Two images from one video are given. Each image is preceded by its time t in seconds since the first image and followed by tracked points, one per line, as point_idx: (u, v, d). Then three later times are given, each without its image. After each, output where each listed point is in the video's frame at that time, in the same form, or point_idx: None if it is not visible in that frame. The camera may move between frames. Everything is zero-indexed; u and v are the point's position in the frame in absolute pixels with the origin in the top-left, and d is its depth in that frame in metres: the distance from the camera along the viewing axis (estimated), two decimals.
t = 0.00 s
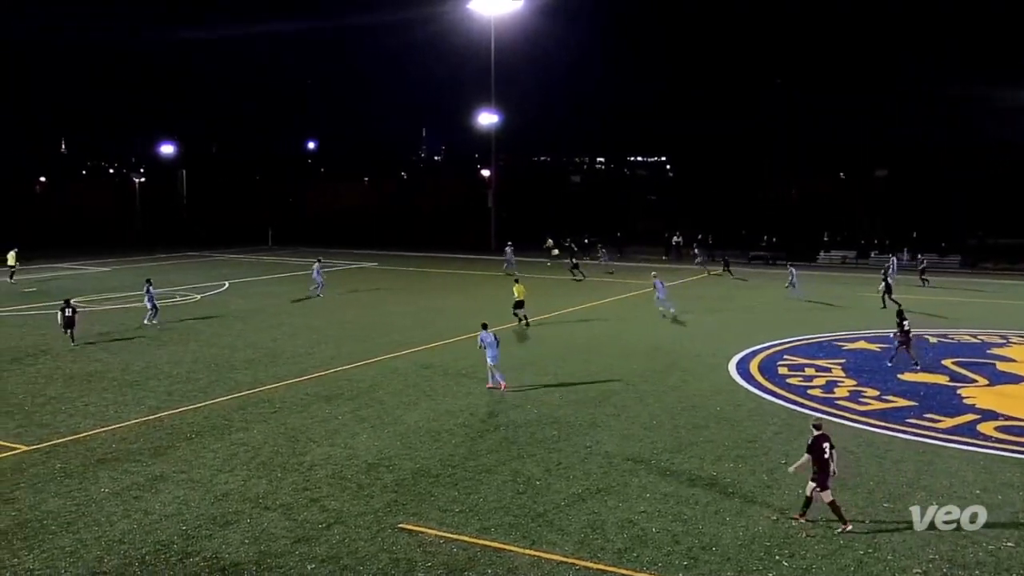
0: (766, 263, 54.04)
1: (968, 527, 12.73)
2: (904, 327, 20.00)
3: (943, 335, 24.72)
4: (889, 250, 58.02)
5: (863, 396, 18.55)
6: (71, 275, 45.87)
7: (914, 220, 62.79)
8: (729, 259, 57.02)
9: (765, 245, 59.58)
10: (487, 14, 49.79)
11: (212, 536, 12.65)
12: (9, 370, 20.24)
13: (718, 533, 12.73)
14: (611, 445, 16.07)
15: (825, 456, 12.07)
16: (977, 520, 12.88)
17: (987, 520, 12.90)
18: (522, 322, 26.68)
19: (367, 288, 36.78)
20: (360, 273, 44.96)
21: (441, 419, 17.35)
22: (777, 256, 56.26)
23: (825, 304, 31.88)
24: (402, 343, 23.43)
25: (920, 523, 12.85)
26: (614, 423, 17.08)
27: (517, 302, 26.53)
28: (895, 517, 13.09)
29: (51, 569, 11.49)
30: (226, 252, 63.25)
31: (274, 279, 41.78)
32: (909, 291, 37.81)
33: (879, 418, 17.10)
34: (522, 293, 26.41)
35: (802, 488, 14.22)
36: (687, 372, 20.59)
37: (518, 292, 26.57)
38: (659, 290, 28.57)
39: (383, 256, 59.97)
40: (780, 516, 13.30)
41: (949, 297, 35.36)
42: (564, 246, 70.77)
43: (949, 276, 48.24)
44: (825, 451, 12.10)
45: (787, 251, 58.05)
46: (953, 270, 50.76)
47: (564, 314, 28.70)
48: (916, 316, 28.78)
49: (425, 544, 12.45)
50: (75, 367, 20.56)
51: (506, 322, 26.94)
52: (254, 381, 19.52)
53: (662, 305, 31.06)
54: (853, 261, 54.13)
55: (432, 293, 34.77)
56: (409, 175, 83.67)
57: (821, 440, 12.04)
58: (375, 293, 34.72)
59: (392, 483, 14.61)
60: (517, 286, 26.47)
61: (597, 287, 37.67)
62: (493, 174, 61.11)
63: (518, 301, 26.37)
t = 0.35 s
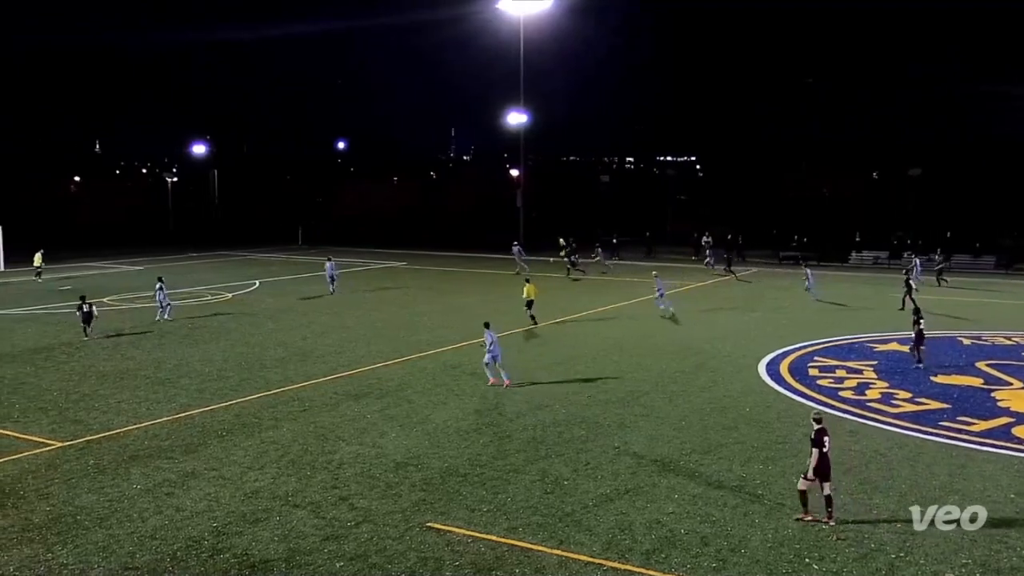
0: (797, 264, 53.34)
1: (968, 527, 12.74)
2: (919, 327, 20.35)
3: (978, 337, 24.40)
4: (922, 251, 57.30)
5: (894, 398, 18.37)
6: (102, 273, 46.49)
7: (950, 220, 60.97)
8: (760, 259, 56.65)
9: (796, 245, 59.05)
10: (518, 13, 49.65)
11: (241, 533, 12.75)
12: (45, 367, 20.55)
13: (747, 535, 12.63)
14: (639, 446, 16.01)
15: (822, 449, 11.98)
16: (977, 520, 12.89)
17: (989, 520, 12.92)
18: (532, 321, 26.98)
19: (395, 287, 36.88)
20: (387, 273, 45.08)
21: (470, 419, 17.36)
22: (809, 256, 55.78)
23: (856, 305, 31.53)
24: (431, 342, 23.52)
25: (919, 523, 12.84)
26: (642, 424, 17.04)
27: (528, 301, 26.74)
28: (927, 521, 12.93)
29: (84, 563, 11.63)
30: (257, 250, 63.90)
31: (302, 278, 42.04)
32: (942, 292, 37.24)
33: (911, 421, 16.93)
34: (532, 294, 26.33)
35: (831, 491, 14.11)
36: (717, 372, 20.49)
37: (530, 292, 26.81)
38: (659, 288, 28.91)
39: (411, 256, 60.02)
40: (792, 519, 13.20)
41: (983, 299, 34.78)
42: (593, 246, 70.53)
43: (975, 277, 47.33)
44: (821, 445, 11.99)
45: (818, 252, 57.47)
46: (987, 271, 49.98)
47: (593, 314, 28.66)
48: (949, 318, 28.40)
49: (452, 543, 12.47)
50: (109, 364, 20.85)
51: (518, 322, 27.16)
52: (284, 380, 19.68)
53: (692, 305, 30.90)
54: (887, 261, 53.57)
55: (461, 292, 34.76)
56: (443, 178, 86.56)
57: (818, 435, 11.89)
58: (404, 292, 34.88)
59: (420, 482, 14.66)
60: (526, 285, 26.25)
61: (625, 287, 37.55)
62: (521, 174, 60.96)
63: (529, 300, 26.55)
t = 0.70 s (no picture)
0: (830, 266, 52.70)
1: (968, 526, 12.79)
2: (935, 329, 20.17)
3: (1016, 341, 24.01)
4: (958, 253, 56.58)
5: (930, 402, 18.16)
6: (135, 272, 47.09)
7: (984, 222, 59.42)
8: (793, 261, 56.37)
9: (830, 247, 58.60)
10: (548, 13, 49.67)
11: (273, 531, 12.84)
12: (82, 365, 20.86)
13: (779, 539, 12.52)
14: (670, 448, 15.94)
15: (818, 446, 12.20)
16: (977, 520, 12.94)
17: (987, 518, 13.00)
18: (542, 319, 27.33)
19: (424, 288, 36.99)
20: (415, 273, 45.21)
21: (501, 420, 17.38)
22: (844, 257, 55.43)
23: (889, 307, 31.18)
24: (462, 343, 23.58)
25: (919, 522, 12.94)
26: (673, 426, 16.98)
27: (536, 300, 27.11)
28: (962, 527, 12.76)
29: (119, 559, 11.78)
30: (285, 251, 64.28)
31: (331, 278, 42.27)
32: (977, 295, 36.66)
33: (947, 425, 16.71)
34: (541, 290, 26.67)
35: (863, 495, 13.99)
36: (749, 375, 20.36)
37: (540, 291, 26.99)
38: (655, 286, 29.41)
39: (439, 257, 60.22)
40: (793, 517, 13.28)
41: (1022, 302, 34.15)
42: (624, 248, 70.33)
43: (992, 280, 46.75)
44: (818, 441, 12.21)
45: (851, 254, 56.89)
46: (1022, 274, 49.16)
47: (624, 315, 28.60)
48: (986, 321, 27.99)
49: (482, 544, 12.48)
50: (145, 363, 21.11)
51: (528, 321, 27.34)
52: (316, 379, 19.82)
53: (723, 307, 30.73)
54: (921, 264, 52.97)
55: (490, 294, 34.76)
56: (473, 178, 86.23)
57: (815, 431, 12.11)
58: (432, 292, 34.97)
59: (450, 482, 14.68)
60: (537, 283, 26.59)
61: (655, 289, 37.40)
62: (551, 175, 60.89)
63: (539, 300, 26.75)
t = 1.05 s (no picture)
0: (860, 267, 52.34)
1: (967, 526, 12.85)
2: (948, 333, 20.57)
3: None
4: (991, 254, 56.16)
5: (962, 405, 17.98)
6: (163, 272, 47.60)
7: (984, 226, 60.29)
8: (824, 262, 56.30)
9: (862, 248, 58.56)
10: (574, 13, 49.59)
11: (302, 530, 12.92)
12: (115, 364, 21.11)
13: (808, 542, 12.42)
14: (697, 451, 15.89)
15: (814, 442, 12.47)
16: (976, 519, 13.01)
17: (986, 517, 13.08)
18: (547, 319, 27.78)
19: (451, 289, 37.07)
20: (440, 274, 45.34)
21: (529, 420, 17.39)
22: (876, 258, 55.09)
23: (920, 310, 30.92)
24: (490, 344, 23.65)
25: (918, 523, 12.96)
26: (701, 428, 16.93)
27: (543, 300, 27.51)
28: (995, 532, 12.57)
29: (150, 556, 11.89)
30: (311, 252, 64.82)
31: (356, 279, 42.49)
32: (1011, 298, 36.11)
33: (980, 429, 16.51)
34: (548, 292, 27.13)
35: (895, 498, 13.84)
36: (779, 377, 20.26)
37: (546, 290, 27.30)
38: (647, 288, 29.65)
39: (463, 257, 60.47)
40: (820, 521, 13.13)
41: None
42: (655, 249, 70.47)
43: (1005, 280, 46.66)
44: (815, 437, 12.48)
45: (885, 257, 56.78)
46: None
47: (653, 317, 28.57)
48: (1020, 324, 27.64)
49: (509, 544, 12.49)
50: (176, 362, 21.33)
51: (532, 321, 27.63)
52: (344, 379, 19.93)
53: (752, 309, 30.59)
54: (955, 264, 52.50)
55: (519, 294, 34.74)
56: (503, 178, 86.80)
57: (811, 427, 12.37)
58: (457, 293, 35.04)
59: (477, 483, 14.71)
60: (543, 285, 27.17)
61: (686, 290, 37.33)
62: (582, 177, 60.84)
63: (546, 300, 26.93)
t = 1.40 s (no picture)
0: (897, 268, 52.00)
1: (968, 526, 12.91)
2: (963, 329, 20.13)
3: None
4: None
5: (1001, 409, 17.73)
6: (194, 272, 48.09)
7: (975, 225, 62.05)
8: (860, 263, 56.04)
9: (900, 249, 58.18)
10: (606, 13, 49.52)
11: (334, 528, 12.99)
12: (151, 363, 21.39)
13: (843, 547, 12.29)
14: (730, 453, 15.80)
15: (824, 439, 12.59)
16: (976, 518, 13.07)
17: (986, 517, 13.13)
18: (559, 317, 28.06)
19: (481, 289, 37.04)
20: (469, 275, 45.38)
21: (561, 421, 17.40)
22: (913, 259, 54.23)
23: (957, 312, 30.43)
24: (523, 345, 23.70)
25: (919, 523, 12.98)
26: (734, 430, 16.84)
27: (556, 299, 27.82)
28: None
29: (185, 553, 12.01)
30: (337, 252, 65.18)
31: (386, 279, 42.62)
32: None
33: (1020, 433, 16.28)
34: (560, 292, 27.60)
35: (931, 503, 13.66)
36: (813, 379, 20.11)
37: (558, 290, 27.64)
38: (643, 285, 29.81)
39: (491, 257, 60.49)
40: (853, 526, 12.99)
41: None
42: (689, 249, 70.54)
43: None
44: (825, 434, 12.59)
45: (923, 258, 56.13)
46: None
47: (686, 317, 28.43)
48: None
49: (541, 546, 12.47)
50: (211, 360, 21.57)
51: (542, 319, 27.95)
52: (377, 379, 20.05)
53: (786, 310, 30.34)
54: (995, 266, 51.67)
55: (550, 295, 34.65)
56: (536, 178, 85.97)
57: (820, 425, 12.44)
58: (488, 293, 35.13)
59: (509, 483, 14.72)
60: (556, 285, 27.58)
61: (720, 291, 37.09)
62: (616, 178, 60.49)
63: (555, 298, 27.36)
